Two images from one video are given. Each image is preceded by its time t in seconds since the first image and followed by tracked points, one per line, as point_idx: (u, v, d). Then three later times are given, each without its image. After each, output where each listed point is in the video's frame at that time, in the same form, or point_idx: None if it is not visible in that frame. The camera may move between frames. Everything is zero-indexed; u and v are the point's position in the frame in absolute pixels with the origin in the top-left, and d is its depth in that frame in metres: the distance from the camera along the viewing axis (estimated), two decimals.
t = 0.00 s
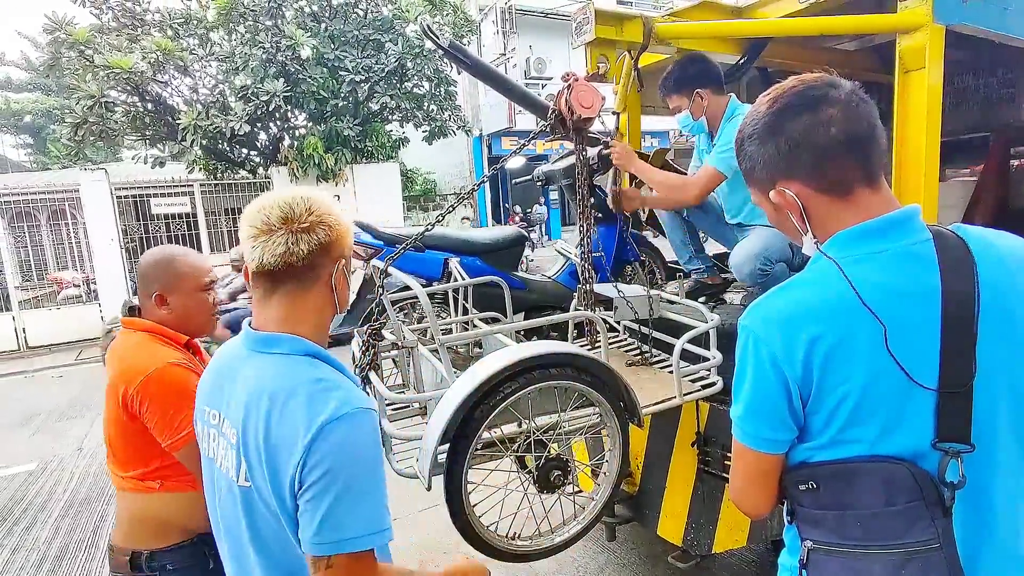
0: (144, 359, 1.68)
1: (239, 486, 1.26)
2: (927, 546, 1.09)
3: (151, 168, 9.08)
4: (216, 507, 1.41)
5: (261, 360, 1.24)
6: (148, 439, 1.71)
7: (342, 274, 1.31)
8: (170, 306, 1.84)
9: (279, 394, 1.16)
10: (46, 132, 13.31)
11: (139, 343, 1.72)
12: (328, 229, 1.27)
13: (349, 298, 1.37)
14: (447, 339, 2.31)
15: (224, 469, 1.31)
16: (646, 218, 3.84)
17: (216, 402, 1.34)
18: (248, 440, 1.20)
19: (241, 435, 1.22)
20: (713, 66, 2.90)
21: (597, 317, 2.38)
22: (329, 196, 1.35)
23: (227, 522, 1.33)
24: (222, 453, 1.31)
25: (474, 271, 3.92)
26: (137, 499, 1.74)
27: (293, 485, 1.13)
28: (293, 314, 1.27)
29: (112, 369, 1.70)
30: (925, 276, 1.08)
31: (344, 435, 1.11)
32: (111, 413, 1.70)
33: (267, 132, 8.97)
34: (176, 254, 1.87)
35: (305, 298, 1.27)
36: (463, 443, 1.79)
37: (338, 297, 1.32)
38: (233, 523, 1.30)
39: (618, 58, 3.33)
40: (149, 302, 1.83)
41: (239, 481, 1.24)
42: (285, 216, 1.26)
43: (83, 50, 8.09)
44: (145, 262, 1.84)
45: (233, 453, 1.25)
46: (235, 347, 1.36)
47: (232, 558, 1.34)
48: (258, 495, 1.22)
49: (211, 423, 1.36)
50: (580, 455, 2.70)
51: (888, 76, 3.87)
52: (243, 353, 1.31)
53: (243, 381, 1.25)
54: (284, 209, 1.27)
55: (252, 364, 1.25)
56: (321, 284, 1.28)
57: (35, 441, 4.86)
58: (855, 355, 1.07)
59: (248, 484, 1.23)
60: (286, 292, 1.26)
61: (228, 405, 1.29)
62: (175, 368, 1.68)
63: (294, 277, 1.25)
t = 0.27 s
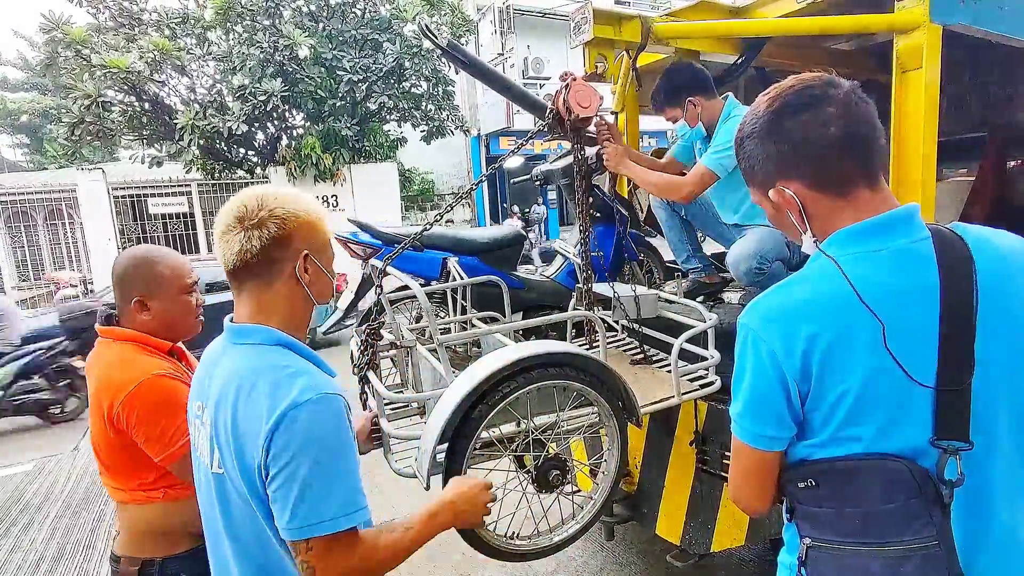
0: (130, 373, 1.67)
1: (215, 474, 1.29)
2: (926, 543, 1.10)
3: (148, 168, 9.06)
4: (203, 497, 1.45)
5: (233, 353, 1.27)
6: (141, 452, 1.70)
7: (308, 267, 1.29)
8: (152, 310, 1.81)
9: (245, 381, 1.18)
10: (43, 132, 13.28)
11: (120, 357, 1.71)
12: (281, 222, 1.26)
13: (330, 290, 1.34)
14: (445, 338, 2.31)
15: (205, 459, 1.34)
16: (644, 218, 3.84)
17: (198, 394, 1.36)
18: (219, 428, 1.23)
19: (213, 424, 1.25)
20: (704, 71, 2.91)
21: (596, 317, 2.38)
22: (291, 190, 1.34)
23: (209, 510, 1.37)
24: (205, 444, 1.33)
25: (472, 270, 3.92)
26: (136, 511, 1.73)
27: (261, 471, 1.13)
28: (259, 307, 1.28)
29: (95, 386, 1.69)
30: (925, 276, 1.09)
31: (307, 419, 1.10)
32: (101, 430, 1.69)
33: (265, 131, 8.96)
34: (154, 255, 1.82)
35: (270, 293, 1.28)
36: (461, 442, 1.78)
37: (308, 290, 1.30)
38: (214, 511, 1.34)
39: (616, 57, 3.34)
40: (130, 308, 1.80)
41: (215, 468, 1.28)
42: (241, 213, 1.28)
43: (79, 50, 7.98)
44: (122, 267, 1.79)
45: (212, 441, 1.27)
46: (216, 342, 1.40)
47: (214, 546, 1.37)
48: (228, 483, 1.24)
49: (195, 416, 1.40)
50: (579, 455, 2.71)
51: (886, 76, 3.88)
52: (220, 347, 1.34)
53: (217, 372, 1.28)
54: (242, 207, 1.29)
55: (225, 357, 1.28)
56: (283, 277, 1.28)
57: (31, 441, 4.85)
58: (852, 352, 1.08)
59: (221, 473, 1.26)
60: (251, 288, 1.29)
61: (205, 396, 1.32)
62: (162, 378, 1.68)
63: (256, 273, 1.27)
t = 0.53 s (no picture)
0: (125, 377, 1.66)
1: (201, 466, 1.33)
2: (922, 542, 1.10)
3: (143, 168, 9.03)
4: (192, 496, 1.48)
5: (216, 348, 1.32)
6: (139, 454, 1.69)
7: (288, 261, 1.34)
8: (146, 311, 1.79)
9: (227, 371, 1.22)
10: (38, 132, 13.24)
11: (114, 361, 1.70)
12: (257, 219, 1.31)
13: (311, 284, 1.39)
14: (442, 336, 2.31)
15: (192, 455, 1.38)
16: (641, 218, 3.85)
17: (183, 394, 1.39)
18: (202, 420, 1.27)
19: (197, 417, 1.30)
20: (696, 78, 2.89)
21: (593, 316, 2.38)
22: (270, 191, 1.39)
23: (197, 506, 1.40)
24: (191, 441, 1.36)
25: (469, 269, 3.91)
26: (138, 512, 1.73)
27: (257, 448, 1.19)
28: (241, 301, 1.33)
29: (89, 392, 1.68)
30: (920, 275, 1.09)
31: (292, 396, 1.17)
32: (97, 436, 1.68)
33: (261, 131, 8.94)
34: (145, 257, 1.80)
35: (250, 288, 1.33)
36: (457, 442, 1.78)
37: (288, 284, 1.35)
38: (201, 507, 1.37)
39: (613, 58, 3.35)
40: (123, 311, 1.78)
41: (201, 460, 1.32)
42: (221, 212, 1.33)
43: (74, 49, 7.90)
44: (112, 269, 1.76)
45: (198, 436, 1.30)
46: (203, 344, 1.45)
47: (200, 542, 1.39)
48: (212, 473, 1.28)
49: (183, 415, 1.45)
50: (576, 454, 2.71)
51: (881, 76, 3.89)
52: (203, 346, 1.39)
53: (199, 369, 1.33)
54: (222, 206, 1.34)
55: (207, 354, 1.33)
56: (262, 272, 1.32)
57: (26, 442, 4.83)
58: (848, 351, 1.08)
59: (205, 464, 1.30)
60: (233, 285, 1.33)
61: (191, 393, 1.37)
62: (159, 381, 1.68)
63: (236, 269, 1.32)
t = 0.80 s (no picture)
0: (122, 379, 1.65)
1: (212, 456, 1.32)
2: (914, 541, 1.10)
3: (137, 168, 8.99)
4: (188, 500, 1.45)
5: (219, 338, 1.35)
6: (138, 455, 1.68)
7: (267, 260, 1.39)
8: (141, 312, 1.77)
9: (244, 348, 1.28)
10: (31, 131, 13.17)
11: (110, 363, 1.68)
12: (234, 220, 1.36)
13: (292, 280, 1.44)
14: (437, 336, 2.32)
15: (193, 452, 1.36)
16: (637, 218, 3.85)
17: (176, 396, 1.39)
18: (218, 405, 1.29)
19: (208, 406, 1.31)
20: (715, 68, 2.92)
21: (587, 316, 2.38)
22: (246, 194, 1.43)
23: (201, 506, 1.37)
24: (190, 439, 1.36)
25: (465, 268, 3.91)
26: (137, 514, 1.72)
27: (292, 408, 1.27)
28: (225, 300, 1.38)
29: (85, 394, 1.65)
30: (913, 275, 1.09)
31: (325, 346, 1.29)
32: (94, 438, 1.67)
33: (255, 131, 8.92)
34: (138, 258, 1.78)
35: (233, 287, 1.37)
36: (451, 442, 1.79)
37: (269, 282, 1.39)
38: (211, 501, 1.35)
39: (608, 58, 3.35)
40: (117, 311, 1.75)
41: (212, 450, 1.31)
42: (200, 216, 1.38)
43: (67, 48, 7.92)
44: (104, 270, 1.73)
45: (204, 426, 1.32)
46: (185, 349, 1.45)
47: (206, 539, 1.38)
48: (234, 455, 1.30)
49: (172, 421, 1.42)
50: (570, 454, 2.71)
51: (875, 77, 3.91)
52: (195, 346, 1.39)
53: (203, 361, 1.35)
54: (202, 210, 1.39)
55: (208, 348, 1.35)
56: (243, 272, 1.37)
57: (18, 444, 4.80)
58: (842, 350, 1.08)
59: (221, 451, 1.31)
60: (215, 286, 1.38)
61: (189, 390, 1.36)
62: (157, 383, 1.67)
63: (217, 271, 1.37)
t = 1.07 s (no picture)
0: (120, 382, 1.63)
1: (219, 451, 1.29)
2: (903, 542, 1.10)
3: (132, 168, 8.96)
4: (181, 503, 1.37)
5: (226, 328, 1.34)
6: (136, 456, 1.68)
7: (256, 263, 1.38)
8: (137, 312, 1.74)
9: (258, 335, 1.30)
10: (24, 131, 13.11)
11: (106, 365, 1.65)
12: (222, 223, 1.35)
13: (281, 282, 1.44)
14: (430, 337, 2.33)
15: (195, 448, 1.30)
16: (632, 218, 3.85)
17: (169, 394, 1.33)
18: (235, 392, 1.27)
19: (221, 393, 1.28)
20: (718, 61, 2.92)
21: (581, 317, 2.37)
22: (231, 199, 1.42)
23: (202, 505, 1.31)
24: (188, 437, 1.30)
25: (459, 269, 3.90)
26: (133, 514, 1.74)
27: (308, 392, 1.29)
28: (215, 305, 1.37)
29: (80, 395, 1.63)
30: (903, 275, 1.09)
31: (341, 328, 1.35)
32: (89, 439, 1.65)
33: (250, 131, 8.91)
34: (134, 255, 1.74)
35: (222, 292, 1.36)
36: (442, 443, 1.78)
37: (260, 285, 1.39)
38: (216, 497, 1.30)
39: (603, 58, 3.35)
40: (112, 311, 1.72)
41: (223, 440, 1.28)
42: (185, 223, 1.36)
43: (60, 47, 7.77)
44: (99, 270, 1.69)
45: (211, 420, 1.28)
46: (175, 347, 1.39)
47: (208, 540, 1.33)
48: (251, 441, 1.28)
49: (162, 421, 1.35)
50: (564, 455, 2.71)
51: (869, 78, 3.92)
52: (193, 340, 1.35)
53: (204, 354, 1.32)
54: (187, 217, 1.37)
55: (215, 339, 1.33)
56: (233, 275, 1.36)
57: (11, 445, 4.77)
58: (833, 351, 1.08)
59: (235, 440, 1.28)
60: (205, 292, 1.37)
61: (190, 382, 1.31)
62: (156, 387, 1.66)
63: (206, 276, 1.36)
